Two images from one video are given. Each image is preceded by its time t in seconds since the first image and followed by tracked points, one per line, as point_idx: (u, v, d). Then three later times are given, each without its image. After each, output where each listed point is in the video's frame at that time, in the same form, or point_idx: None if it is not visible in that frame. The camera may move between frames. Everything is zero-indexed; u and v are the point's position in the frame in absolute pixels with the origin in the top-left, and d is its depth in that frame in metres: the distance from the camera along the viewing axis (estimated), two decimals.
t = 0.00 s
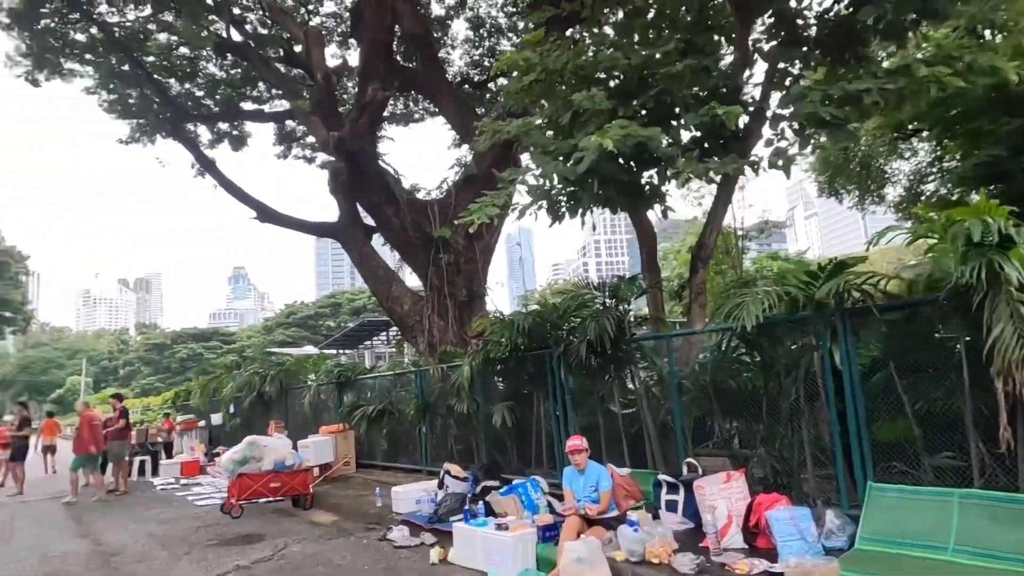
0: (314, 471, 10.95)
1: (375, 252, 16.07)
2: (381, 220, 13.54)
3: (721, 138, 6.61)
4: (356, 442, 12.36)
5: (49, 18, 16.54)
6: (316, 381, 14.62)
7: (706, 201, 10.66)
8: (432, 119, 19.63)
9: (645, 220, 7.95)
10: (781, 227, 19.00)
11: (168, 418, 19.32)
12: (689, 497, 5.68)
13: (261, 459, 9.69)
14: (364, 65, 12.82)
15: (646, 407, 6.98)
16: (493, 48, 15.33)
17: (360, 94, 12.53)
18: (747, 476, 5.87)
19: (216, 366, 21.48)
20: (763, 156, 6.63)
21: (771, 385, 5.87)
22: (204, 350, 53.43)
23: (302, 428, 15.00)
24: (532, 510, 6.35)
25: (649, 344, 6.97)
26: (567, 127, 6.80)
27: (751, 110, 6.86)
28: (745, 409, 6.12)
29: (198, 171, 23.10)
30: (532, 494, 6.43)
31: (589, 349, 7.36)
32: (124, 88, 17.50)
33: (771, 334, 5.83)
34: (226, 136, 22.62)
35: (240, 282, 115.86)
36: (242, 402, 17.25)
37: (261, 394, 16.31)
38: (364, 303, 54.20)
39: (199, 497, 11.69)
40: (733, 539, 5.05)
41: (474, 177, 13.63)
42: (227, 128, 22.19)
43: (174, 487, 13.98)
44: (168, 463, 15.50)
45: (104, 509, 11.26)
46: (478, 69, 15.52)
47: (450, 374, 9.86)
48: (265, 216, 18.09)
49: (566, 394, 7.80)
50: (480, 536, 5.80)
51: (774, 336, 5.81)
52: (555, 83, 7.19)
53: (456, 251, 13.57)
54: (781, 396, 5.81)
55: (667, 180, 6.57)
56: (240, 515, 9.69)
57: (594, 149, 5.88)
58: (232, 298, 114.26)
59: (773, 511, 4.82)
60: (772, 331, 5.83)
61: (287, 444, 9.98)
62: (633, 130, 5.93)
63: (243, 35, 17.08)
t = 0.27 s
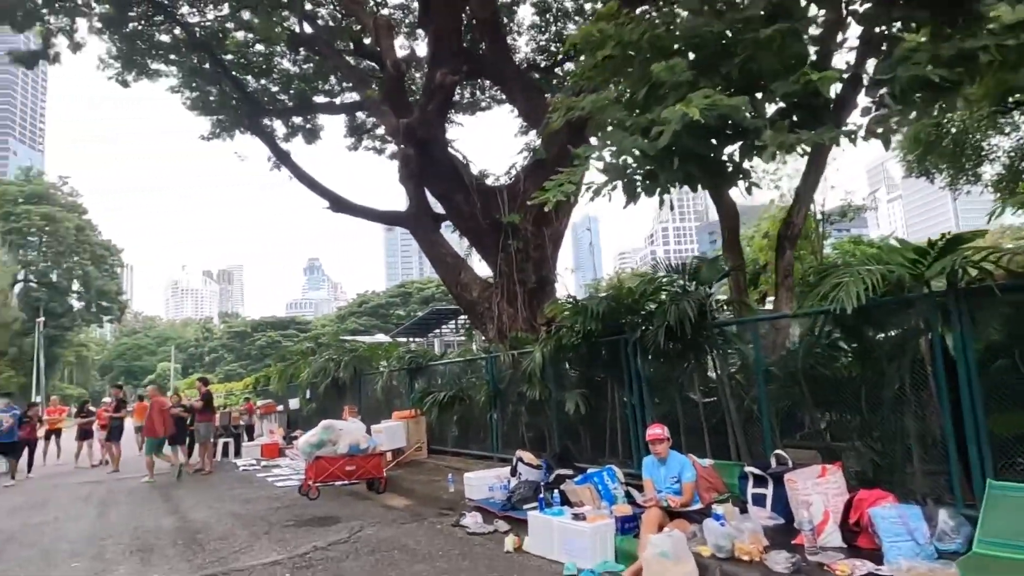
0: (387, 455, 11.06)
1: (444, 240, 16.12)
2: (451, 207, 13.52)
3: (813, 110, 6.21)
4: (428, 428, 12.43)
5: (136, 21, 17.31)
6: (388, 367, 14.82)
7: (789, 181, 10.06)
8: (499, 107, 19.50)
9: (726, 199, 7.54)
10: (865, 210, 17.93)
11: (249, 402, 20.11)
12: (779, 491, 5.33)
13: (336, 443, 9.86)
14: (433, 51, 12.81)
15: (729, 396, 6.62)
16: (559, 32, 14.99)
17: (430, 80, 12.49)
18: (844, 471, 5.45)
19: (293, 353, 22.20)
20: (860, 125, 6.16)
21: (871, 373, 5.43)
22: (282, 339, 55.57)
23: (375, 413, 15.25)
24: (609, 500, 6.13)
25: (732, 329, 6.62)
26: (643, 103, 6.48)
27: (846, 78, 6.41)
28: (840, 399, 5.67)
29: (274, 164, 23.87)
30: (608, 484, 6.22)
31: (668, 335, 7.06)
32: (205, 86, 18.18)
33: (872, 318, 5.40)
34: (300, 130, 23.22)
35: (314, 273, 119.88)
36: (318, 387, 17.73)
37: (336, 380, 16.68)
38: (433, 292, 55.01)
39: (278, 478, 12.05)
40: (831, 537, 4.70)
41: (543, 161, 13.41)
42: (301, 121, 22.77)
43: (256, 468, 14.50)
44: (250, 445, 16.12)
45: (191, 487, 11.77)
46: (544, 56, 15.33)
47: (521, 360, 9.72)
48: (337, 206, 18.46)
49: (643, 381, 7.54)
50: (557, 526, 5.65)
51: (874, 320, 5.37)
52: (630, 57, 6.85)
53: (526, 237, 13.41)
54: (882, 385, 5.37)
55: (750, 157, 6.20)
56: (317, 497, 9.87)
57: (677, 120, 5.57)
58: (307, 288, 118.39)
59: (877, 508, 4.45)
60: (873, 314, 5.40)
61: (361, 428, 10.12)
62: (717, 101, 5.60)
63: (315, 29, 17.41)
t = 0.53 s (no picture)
0: (456, 445, 11.00)
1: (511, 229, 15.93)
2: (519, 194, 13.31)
3: (919, 79, 5.84)
4: (496, 418, 12.32)
5: (214, 21, 17.87)
6: (457, 357, 14.81)
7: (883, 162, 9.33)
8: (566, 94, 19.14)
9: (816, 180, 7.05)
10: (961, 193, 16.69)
11: (322, 390, 20.62)
12: (882, 495, 4.85)
13: (406, 433, 9.88)
14: (501, 33, 12.82)
15: (821, 391, 6.14)
16: (627, 16, 14.43)
17: (498, 65, 12.30)
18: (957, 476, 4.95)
19: (363, 342, 22.61)
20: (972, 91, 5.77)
21: (991, 368, 4.93)
22: (353, 328, 57.09)
23: (443, 403, 15.29)
24: (689, 499, 5.79)
25: (824, 318, 6.16)
26: (726, 78, 6.03)
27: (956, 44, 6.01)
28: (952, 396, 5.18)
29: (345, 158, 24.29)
30: (688, 482, 5.88)
31: (752, 325, 6.64)
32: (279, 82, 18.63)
33: (994, 304, 4.91)
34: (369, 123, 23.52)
35: (384, 264, 122.57)
36: (387, 376, 17.95)
37: (405, 369, 16.82)
38: (499, 283, 55.21)
39: (350, 465, 12.20)
40: (946, 549, 4.25)
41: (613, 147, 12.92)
42: (370, 115, 23.06)
43: (329, 454, 14.80)
44: (323, 432, 16.50)
45: (269, 472, 12.08)
46: (611, 41, 14.90)
47: (594, 352, 9.40)
48: (405, 197, 18.57)
49: (724, 374, 7.15)
50: (635, 526, 5.38)
51: (996, 310, 4.89)
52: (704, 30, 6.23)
53: (595, 225, 13.03)
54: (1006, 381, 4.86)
55: (846, 134, 5.75)
56: (388, 485, 9.92)
57: (771, 89, 5.21)
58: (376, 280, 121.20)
59: (1003, 519, 3.96)
60: (994, 300, 4.91)
61: (430, 418, 10.12)
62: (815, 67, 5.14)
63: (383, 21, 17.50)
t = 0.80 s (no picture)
0: (534, 443, 10.78)
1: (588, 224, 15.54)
2: (597, 184, 12.93)
3: None
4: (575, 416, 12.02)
5: (296, 26, 18.31)
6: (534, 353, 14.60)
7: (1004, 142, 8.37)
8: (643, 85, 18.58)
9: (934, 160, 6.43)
10: None
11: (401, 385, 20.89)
12: None
13: (485, 429, 9.79)
14: (581, 21, 12.51)
15: (946, 392, 5.53)
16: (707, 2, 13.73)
17: (575, 53, 11.96)
18: None
19: (439, 339, 22.77)
20: None
21: None
22: (429, 326, 58.01)
23: (520, 400, 15.11)
24: (795, 509, 5.31)
25: (949, 312, 5.55)
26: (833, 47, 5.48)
27: None
28: None
29: (420, 156, 24.54)
30: (793, 491, 5.40)
31: (865, 319, 6.11)
32: (358, 84, 18.91)
33: None
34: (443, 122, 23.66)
35: (458, 262, 124.13)
36: (463, 373, 17.95)
37: (481, 366, 16.74)
38: (572, 280, 54.75)
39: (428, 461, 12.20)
40: None
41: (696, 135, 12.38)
42: (444, 113, 23.16)
43: (408, 449, 14.92)
44: (401, 427, 16.67)
45: (350, 465, 12.24)
46: (688, 29, 14.15)
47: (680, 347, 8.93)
48: (481, 193, 18.51)
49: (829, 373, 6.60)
50: (737, 534, 5.01)
51: None
52: None
53: (678, 218, 12.45)
54: None
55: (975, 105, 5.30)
56: (466, 482, 9.80)
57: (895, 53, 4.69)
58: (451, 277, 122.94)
59: None
60: None
61: (509, 414, 10.01)
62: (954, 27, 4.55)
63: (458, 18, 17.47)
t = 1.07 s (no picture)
0: (585, 442, 10.43)
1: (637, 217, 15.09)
2: (649, 175, 12.45)
3: None
4: (627, 415, 11.62)
5: (341, 26, 18.25)
6: (582, 350, 14.23)
7: None
8: (693, 75, 18.00)
9: None
10: None
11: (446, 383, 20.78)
12: None
13: (535, 427, 9.46)
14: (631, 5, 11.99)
15: None
16: None
17: (626, 38, 11.49)
18: None
19: (484, 336, 22.58)
20: None
21: None
22: (473, 325, 58.06)
23: (568, 398, 14.77)
24: (881, 518, 4.86)
25: None
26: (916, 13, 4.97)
27: None
28: None
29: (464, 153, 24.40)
30: (878, 498, 4.95)
31: (954, 307, 5.65)
32: (403, 81, 18.81)
33: None
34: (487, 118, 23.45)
35: (501, 261, 124.21)
36: (510, 370, 17.69)
37: (528, 363, 16.45)
38: (617, 278, 53.99)
39: (476, 460, 11.96)
40: None
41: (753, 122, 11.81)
42: (488, 110, 22.94)
43: (454, 447, 14.74)
44: (448, 425, 16.51)
45: (397, 462, 12.11)
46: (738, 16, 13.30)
47: (741, 343, 8.44)
48: (526, 188, 18.22)
49: (911, 369, 6.11)
50: (820, 545, 4.56)
51: None
52: None
53: (733, 207, 11.95)
54: None
55: None
56: (516, 482, 9.50)
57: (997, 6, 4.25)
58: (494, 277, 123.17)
59: None
60: None
61: (559, 413, 9.66)
62: None
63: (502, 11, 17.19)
